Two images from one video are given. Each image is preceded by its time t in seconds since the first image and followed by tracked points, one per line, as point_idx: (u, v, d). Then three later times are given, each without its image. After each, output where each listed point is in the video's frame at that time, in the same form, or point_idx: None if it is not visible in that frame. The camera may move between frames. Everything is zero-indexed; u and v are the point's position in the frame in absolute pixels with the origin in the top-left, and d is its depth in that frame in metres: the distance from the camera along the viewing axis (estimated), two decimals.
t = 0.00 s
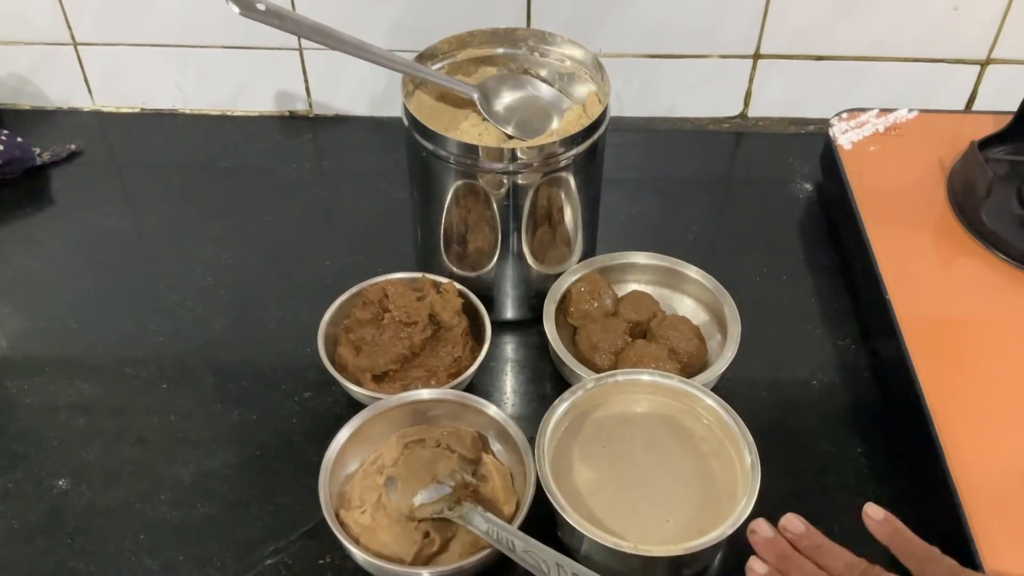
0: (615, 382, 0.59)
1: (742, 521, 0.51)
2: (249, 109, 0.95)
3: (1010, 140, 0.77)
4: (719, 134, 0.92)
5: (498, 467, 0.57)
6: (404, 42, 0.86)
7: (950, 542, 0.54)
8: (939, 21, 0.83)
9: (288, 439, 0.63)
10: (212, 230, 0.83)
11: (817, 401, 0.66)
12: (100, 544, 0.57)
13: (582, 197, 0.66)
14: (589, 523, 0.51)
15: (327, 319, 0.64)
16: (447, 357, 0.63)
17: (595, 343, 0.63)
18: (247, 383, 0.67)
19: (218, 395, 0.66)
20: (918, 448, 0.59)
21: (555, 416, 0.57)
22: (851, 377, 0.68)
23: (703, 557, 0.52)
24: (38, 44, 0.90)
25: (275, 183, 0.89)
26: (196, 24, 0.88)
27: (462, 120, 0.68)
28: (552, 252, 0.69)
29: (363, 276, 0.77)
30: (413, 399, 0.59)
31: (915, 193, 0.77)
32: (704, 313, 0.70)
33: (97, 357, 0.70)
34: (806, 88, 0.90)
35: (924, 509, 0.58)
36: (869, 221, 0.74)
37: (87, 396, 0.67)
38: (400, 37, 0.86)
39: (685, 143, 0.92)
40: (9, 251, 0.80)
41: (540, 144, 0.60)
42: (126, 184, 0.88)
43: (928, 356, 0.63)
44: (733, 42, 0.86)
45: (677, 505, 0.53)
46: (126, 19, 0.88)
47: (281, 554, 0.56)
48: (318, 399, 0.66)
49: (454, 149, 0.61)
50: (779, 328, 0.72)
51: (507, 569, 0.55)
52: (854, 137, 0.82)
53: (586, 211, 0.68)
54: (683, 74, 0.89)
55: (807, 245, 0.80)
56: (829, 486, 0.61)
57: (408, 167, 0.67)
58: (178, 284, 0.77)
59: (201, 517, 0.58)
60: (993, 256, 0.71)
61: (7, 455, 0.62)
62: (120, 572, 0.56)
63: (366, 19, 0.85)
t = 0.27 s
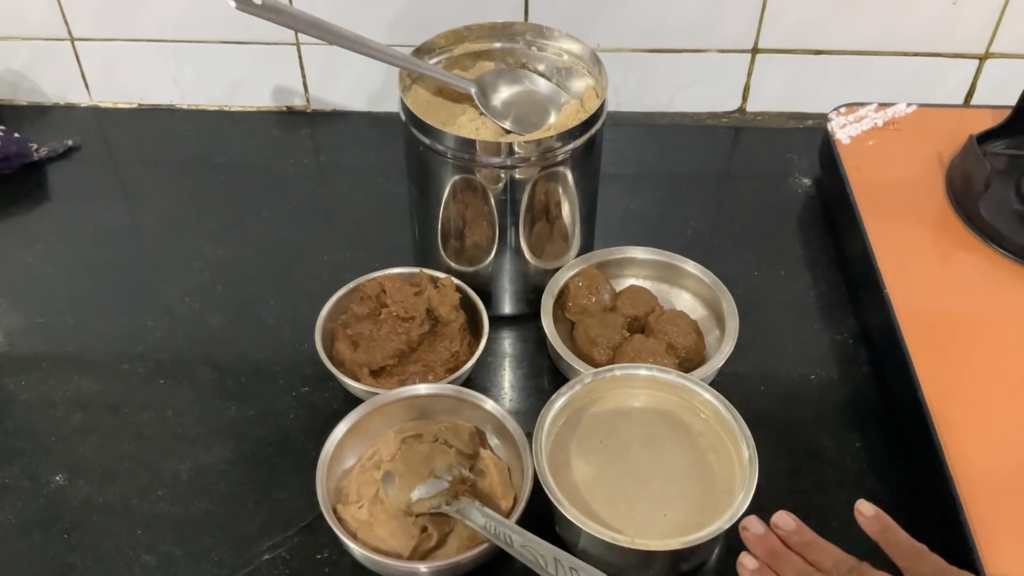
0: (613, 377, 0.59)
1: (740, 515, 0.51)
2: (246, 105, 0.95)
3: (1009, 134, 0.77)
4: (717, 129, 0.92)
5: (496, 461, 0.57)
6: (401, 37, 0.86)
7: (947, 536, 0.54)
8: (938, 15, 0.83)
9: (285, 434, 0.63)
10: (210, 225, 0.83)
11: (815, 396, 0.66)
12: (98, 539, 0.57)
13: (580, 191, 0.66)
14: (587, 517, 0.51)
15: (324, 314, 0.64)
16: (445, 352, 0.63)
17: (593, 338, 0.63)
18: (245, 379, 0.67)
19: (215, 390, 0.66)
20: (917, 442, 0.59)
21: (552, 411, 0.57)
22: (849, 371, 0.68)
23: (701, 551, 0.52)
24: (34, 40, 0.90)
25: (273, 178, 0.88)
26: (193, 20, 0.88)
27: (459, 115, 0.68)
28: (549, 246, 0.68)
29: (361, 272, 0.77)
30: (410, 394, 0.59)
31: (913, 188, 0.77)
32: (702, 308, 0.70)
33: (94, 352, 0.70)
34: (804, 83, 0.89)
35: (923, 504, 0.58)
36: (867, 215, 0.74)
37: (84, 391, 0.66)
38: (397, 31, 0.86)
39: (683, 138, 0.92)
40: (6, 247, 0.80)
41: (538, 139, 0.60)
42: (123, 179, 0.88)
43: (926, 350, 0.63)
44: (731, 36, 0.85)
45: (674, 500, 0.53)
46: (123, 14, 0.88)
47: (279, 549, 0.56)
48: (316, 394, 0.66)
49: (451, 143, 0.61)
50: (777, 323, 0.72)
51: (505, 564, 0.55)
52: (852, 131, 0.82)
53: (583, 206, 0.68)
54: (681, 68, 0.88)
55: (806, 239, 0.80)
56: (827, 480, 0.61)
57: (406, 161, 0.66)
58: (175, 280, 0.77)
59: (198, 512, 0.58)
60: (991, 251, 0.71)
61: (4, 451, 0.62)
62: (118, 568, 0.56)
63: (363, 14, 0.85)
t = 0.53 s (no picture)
0: (610, 372, 0.58)
1: (736, 510, 0.50)
2: (243, 100, 0.95)
3: (1007, 128, 0.77)
4: (715, 124, 0.92)
5: (492, 457, 0.56)
6: (398, 32, 0.86)
7: (945, 531, 0.54)
8: (937, 8, 0.83)
9: (282, 430, 0.63)
10: (206, 221, 0.82)
11: (813, 391, 0.66)
12: (94, 536, 0.57)
13: (577, 186, 0.66)
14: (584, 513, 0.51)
15: (321, 309, 0.64)
16: (442, 348, 0.63)
17: (590, 333, 0.63)
18: (241, 375, 0.67)
19: (212, 386, 0.66)
20: (914, 437, 0.59)
21: (549, 406, 0.57)
22: (848, 366, 0.68)
23: (698, 546, 0.52)
24: (30, 35, 0.89)
25: (270, 173, 0.88)
26: (189, 15, 0.87)
27: (456, 110, 0.67)
28: (546, 241, 0.68)
29: (358, 267, 0.77)
30: (406, 389, 0.59)
31: (911, 183, 0.76)
32: (700, 303, 0.70)
33: (90, 348, 0.69)
34: (802, 78, 0.89)
35: (920, 500, 0.58)
36: (865, 210, 0.74)
37: (81, 388, 0.66)
38: (394, 26, 0.85)
39: (681, 133, 0.91)
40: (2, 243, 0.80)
41: (535, 133, 0.59)
42: (120, 175, 0.88)
43: (924, 345, 0.63)
44: (729, 31, 0.85)
45: (671, 495, 0.53)
46: (118, 9, 0.87)
47: (275, 545, 0.56)
48: (313, 390, 0.66)
49: (448, 138, 0.60)
50: (775, 318, 0.72)
51: (502, 560, 0.55)
52: (850, 126, 0.81)
53: (581, 201, 0.68)
54: (679, 63, 0.88)
55: (804, 234, 0.80)
56: (825, 476, 0.61)
57: (402, 157, 0.66)
58: (171, 276, 0.76)
59: (195, 508, 0.58)
60: (990, 245, 0.71)
61: None
62: (114, 564, 0.55)
63: (360, 9, 0.84)
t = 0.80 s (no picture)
0: (606, 370, 0.58)
1: (733, 508, 0.50)
2: (240, 98, 0.95)
3: (1005, 125, 0.76)
4: (713, 121, 0.92)
5: (489, 455, 0.56)
6: (395, 29, 0.86)
7: (942, 528, 0.54)
8: (935, 4, 0.83)
9: (279, 428, 0.63)
10: (203, 219, 0.82)
11: (811, 388, 0.66)
12: (90, 534, 0.57)
13: (574, 183, 0.66)
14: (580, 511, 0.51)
15: (317, 308, 0.64)
16: (438, 346, 0.63)
17: (587, 331, 0.63)
18: (238, 373, 0.67)
19: (208, 384, 0.66)
20: (912, 435, 0.59)
21: (546, 404, 0.57)
22: (845, 363, 0.68)
23: (695, 544, 0.52)
24: (26, 33, 0.89)
25: (266, 171, 0.88)
26: (185, 12, 0.87)
27: (452, 107, 0.67)
28: (543, 239, 0.68)
29: (355, 265, 0.77)
30: (403, 387, 0.59)
31: (909, 179, 0.76)
32: (697, 300, 0.70)
33: (86, 347, 0.69)
34: (800, 74, 0.89)
35: (917, 497, 0.58)
36: (863, 207, 0.74)
37: (77, 386, 0.66)
38: (391, 23, 0.85)
39: (679, 130, 0.91)
40: None
41: (531, 131, 0.59)
42: (116, 173, 0.88)
43: (921, 342, 0.63)
44: (727, 28, 0.85)
45: (668, 493, 0.53)
46: (114, 7, 0.87)
47: (271, 543, 0.56)
48: (310, 388, 0.66)
49: (444, 136, 0.60)
50: (773, 315, 0.72)
51: (499, 558, 0.55)
52: (848, 122, 0.81)
53: (578, 198, 0.67)
54: (677, 60, 0.88)
55: (801, 231, 0.80)
56: (823, 473, 0.61)
57: (399, 154, 0.66)
58: (168, 274, 0.76)
59: (191, 507, 0.58)
60: (988, 242, 0.70)
61: None
62: (110, 563, 0.55)
63: (356, 6, 0.84)
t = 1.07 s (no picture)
0: (606, 369, 0.58)
1: (733, 507, 0.50)
2: (238, 96, 0.94)
3: (1005, 122, 0.76)
4: (713, 118, 0.92)
5: (488, 454, 0.56)
6: (393, 26, 0.85)
7: (943, 527, 0.54)
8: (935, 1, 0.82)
9: (277, 427, 0.63)
10: (201, 217, 0.82)
11: (811, 386, 0.66)
12: (88, 535, 0.57)
13: (573, 181, 0.66)
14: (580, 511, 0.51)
15: (315, 307, 0.64)
16: (437, 345, 0.63)
17: (586, 330, 0.63)
18: (236, 372, 0.67)
19: (206, 384, 0.66)
20: (912, 433, 0.59)
21: (545, 403, 0.56)
22: (845, 361, 0.68)
23: (695, 543, 0.52)
24: (23, 31, 0.89)
25: (265, 169, 0.88)
26: (182, 10, 0.87)
27: (451, 105, 0.67)
28: (542, 237, 0.68)
29: (353, 264, 0.76)
30: (401, 387, 0.59)
31: (909, 177, 0.76)
32: (697, 298, 0.69)
33: (84, 346, 0.69)
34: (800, 71, 0.89)
35: (917, 496, 0.58)
36: (863, 205, 0.74)
37: (74, 386, 0.66)
38: (389, 21, 0.85)
39: (678, 127, 0.91)
40: None
41: (530, 129, 0.59)
42: (114, 172, 0.87)
43: (922, 340, 0.63)
44: (726, 25, 0.85)
45: (668, 492, 0.53)
46: (112, 5, 0.87)
47: (270, 543, 0.56)
48: (308, 388, 0.65)
49: (442, 134, 0.60)
50: (773, 312, 0.72)
51: (498, 558, 0.55)
52: (848, 119, 0.81)
53: (577, 196, 0.67)
54: (676, 57, 0.88)
55: (801, 229, 0.80)
56: (823, 472, 0.60)
57: (397, 152, 0.66)
58: (166, 273, 0.76)
59: (189, 507, 0.58)
60: (988, 239, 0.70)
61: None
62: (108, 563, 0.55)
63: (354, 4, 0.84)
